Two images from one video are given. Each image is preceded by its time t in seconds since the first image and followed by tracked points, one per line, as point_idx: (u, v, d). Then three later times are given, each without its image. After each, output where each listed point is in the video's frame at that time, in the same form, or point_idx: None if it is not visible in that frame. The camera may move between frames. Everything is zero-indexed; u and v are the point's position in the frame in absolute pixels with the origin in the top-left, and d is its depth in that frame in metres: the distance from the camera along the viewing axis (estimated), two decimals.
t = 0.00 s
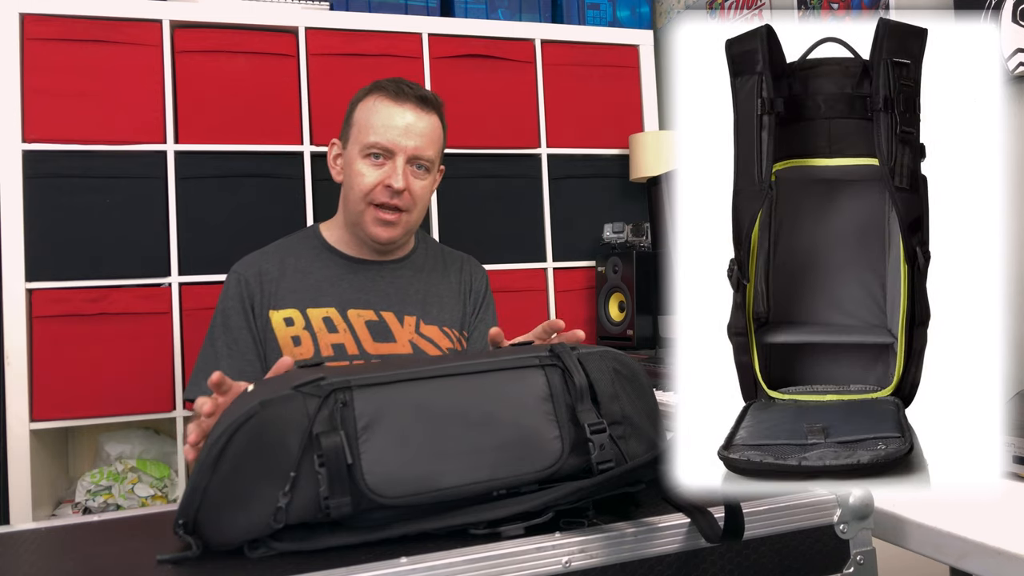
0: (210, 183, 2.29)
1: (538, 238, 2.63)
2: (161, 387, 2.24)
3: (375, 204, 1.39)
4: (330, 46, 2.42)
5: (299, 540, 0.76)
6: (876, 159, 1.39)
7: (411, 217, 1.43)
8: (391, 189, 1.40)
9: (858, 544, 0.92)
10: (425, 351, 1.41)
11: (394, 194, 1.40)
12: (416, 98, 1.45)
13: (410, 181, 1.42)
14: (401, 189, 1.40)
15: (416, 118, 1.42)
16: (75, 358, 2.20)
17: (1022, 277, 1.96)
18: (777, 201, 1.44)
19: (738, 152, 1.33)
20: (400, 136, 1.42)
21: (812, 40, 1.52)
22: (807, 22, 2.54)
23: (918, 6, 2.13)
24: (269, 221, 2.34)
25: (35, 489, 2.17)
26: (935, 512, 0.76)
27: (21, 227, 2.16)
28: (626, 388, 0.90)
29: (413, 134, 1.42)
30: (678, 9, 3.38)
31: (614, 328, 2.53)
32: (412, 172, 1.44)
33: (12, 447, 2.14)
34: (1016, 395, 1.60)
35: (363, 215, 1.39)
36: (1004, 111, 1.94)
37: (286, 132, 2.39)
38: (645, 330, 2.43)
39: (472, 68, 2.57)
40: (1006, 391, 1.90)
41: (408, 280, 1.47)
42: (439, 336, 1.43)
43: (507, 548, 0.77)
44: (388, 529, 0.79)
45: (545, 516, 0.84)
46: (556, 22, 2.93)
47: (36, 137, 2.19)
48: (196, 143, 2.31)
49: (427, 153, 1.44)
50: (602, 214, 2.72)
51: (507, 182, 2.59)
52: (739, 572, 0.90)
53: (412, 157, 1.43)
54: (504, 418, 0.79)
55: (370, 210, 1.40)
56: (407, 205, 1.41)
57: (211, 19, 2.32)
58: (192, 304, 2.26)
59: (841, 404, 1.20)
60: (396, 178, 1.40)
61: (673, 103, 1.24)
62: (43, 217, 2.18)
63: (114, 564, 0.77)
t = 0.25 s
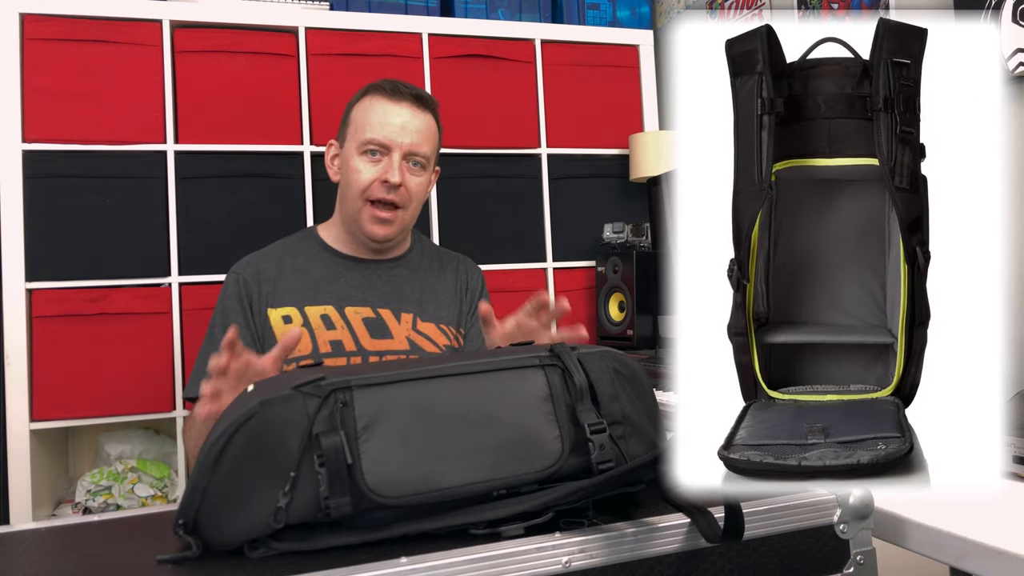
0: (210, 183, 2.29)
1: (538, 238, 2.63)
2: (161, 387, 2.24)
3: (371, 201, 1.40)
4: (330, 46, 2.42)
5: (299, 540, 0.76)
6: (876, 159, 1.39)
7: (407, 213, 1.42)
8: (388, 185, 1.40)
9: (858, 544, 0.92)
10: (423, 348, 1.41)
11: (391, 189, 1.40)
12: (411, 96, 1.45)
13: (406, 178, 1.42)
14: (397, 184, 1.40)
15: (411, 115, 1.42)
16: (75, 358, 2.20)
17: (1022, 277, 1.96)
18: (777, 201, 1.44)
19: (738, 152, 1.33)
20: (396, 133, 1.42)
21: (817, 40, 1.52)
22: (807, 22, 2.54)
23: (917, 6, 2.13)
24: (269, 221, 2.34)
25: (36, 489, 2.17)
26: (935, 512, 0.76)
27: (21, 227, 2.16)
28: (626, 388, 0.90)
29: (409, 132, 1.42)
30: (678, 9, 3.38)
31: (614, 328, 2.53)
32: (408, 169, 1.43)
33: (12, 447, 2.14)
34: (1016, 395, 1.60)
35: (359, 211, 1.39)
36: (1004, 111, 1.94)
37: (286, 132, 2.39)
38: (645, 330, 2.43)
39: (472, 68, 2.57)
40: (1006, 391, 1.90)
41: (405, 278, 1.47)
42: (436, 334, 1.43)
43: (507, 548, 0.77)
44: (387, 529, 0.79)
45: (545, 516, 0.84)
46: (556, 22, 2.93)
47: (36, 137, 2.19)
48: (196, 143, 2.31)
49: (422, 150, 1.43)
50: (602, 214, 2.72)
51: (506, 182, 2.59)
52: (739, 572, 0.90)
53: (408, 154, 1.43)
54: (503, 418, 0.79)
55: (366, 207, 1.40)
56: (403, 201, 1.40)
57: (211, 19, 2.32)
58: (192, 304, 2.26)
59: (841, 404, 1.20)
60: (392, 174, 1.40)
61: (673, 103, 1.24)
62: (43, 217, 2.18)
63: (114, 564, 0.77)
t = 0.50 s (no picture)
0: (210, 183, 2.29)
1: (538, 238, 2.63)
2: (161, 387, 2.24)
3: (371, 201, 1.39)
4: (330, 46, 2.42)
5: (299, 540, 0.76)
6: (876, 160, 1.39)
7: (407, 213, 1.42)
8: (388, 187, 1.40)
9: (858, 544, 0.92)
10: (421, 348, 1.40)
11: (390, 191, 1.40)
12: (411, 98, 1.45)
13: (406, 179, 1.42)
14: (398, 186, 1.40)
15: (411, 117, 1.42)
16: (75, 358, 2.20)
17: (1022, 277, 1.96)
18: (777, 201, 1.44)
19: (738, 152, 1.33)
20: (396, 134, 1.42)
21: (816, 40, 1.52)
22: (807, 22, 2.54)
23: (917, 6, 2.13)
24: (269, 221, 2.34)
25: (36, 489, 2.17)
26: (935, 512, 0.76)
27: (21, 227, 2.16)
28: (626, 388, 0.90)
29: (409, 133, 1.42)
30: (678, 9, 3.38)
31: (614, 328, 2.53)
32: (408, 170, 1.43)
33: (12, 447, 2.14)
34: (1016, 395, 1.60)
35: (359, 211, 1.39)
36: (1004, 111, 1.94)
37: (286, 132, 2.39)
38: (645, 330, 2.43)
39: (472, 68, 2.57)
40: (1006, 391, 1.90)
41: (405, 278, 1.47)
42: (436, 333, 1.42)
43: (507, 548, 0.77)
44: (387, 529, 0.79)
45: (545, 516, 0.84)
46: (556, 22, 2.93)
47: (36, 137, 2.19)
48: (196, 143, 2.31)
49: (422, 152, 1.43)
50: (602, 214, 2.72)
51: (507, 182, 2.59)
52: (739, 572, 0.90)
53: (408, 156, 1.43)
54: (503, 418, 0.79)
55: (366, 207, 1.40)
56: (403, 201, 1.40)
57: (211, 19, 2.32)
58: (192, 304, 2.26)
59: (841, 404, 1.20)
60: (392, 176, 1.40)
61: (673, 102, 1.24)
62: (43, 217, 2.18)
63: (114, 564, 0.77)
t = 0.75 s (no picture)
0: (210, 183, 2.29)
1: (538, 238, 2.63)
2: (161, 387, 2.24)
3: (371, 203, 1.39)
4: (330, 46, 2.42)
5: (299, 540, 0.76)
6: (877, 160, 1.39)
7: (407, 215, 1.42)
8: (386, 190, 1.40)
9: (859, 544, 0.92)
10: (422, 349, 1.40)
11: (389, 194, 1.40)
12: (410, 99, 1.45)
13: (405, 181, 1.42)
14: (396, 190, 1.40)
15: (410, 119, 1.42)
16: (75, 358, 2.20)
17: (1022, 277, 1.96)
18: (777, 201, 1.44)
19: (738, 152, 1.33)
20: (395, 137, 1.42)
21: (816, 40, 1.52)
22: (807, 22, 2.54)
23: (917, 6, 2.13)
24: (268, 221, 2.34)
25: (36, 489, 2.17)
26: (935, 512, 0.76)
27: (21, 227, 2.16)
28: (626, 388, 0.90)
29: (408, 136, 1.42)
30: (678, 9, 3.38)
31: (614, 328, 2.53)
32: (407, 173, 1.43)
33: (12, 447, 2.14)
34: (1016, 395, 1.60)
35: (358, 214, 1.39)
36: (1004, 111, 1.94)
37: (286, 132, 2.39)
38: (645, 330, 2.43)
39: (472, 68, 2.57)
40: (1006, 391, 1.90)
41: (405, 279, 1.47)
42: (436, 334, 1.42)
43: (507, 548, 0.77)
44: (387, 529, 0.79)
45: (545, 516, 0.84)
46: (556, 22, 2.93)
47: (36, 137, 2.19)
48: (196, 143, 2.31)
49: (421, 154, 1.43)
50: (602, 214, 2.72)
51: (507, 182, 2.59)
52: (739, 572, 0.90)
53: (407, 158, 1.43)
54: (503, 418, 0.79)
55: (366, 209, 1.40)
56: (402, 204, 1.40)
57: (211, 19, 2.32)
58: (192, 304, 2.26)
59: (841, 404, 1.20)
60: (391, 179, 1.40)
61: (673, 103, 1.24)
62: (43, 217, 2.18)
63: (114, 564, 0.77)
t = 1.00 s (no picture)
0: (210, 183, 2.29)
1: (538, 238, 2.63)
2: (161, 387, 2.24)
3: (371, 206, 1.39)
4: (330, 46, 2.42)
5: (299, 540, 0.76)
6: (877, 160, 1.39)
7: (408, 218, 1.42)
8: (387, 194, 1.40)
9: (858, 544, 0.92)
10: (423, 351, 1.40)
11: (389, 198, 1.40)
12: (410, 101, 1.45)
13: (406, 184, 1.42)
14: (397, 194, 1.39)
15: (411, 120, 1.42)
16: (75, 358, 2.20)
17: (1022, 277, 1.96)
18: (777, 201, 1.44)
19: (738, 152, 1.33)
20: (395, 139, 1.41)
21: (815, 40, 1.52)
22: (807, 22, 2.54)
23: (917, 6, 2.13)
24: (268, 221, 2.34)
25: (36, 489, 2.17)
26: (936, 512, 0.76)
27: (21, 227, 2.16)
28: (626, 388, 0.90)
29: (409, 137, 1.42)
30: (678, 9, 3.38)
31: (614, 328, 2.53)
32: (408, 176, 1.43)
33: (12, 447, 2.14)
34: (1016, 395, 1.60)
35: (358, 216, 1.40)
36: (1005, 111, 1.94)
37: (286, 132, 2.39)
38: (645, 330, 2.43)
39: (472, 68, 2.57)
40: (1006, 391, 1.90)
41: (406, 280, 1.47)
42: (436, 335, 1.42)
43: (507, 548, 0.77)
44: (387, 529, 0.79)
45: (545, 516, 0.84)
46: (556, 22, 2.93)
47: (36, 137, 2.19)
48: (196, 143, 2.31)
49: (423, 156, 1.43)
50: (602, 214, 2.72)
51: (507, 182, 2.59)
52: (739, 572, 0.90)
53: (408, 161, 1.42)
54: (503, 417, 0.79)
55: (367, 212, 1.40)
56: (403, 208, 1.40)
57: (211, 19, 2.32)
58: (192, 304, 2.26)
59: (841, 404, 1.20)
60: (392, 182, 1.40)
61: (673, 102, 1.24)
62: (43, 217, 2.18)
63: (114, 564, 0.77)
